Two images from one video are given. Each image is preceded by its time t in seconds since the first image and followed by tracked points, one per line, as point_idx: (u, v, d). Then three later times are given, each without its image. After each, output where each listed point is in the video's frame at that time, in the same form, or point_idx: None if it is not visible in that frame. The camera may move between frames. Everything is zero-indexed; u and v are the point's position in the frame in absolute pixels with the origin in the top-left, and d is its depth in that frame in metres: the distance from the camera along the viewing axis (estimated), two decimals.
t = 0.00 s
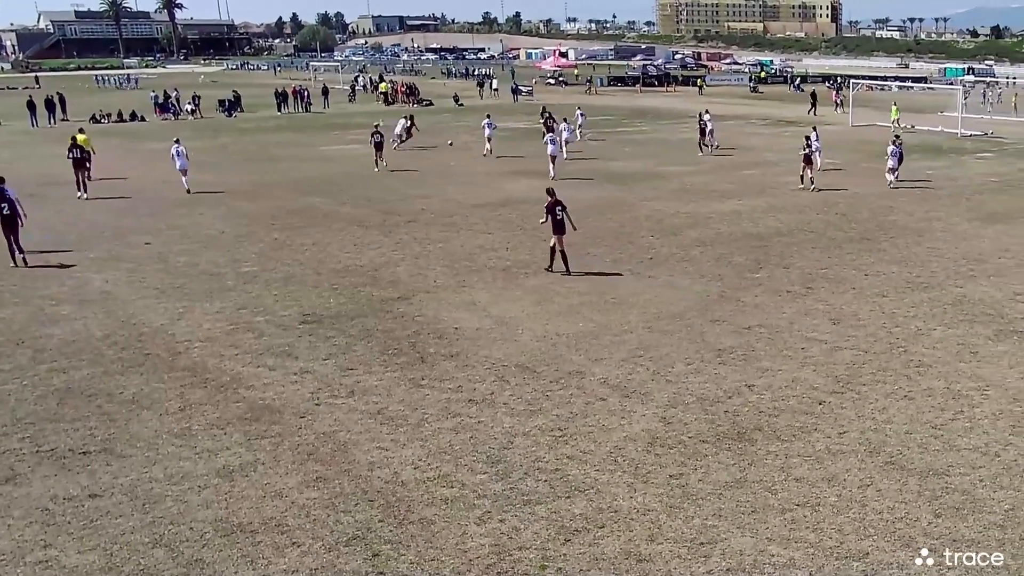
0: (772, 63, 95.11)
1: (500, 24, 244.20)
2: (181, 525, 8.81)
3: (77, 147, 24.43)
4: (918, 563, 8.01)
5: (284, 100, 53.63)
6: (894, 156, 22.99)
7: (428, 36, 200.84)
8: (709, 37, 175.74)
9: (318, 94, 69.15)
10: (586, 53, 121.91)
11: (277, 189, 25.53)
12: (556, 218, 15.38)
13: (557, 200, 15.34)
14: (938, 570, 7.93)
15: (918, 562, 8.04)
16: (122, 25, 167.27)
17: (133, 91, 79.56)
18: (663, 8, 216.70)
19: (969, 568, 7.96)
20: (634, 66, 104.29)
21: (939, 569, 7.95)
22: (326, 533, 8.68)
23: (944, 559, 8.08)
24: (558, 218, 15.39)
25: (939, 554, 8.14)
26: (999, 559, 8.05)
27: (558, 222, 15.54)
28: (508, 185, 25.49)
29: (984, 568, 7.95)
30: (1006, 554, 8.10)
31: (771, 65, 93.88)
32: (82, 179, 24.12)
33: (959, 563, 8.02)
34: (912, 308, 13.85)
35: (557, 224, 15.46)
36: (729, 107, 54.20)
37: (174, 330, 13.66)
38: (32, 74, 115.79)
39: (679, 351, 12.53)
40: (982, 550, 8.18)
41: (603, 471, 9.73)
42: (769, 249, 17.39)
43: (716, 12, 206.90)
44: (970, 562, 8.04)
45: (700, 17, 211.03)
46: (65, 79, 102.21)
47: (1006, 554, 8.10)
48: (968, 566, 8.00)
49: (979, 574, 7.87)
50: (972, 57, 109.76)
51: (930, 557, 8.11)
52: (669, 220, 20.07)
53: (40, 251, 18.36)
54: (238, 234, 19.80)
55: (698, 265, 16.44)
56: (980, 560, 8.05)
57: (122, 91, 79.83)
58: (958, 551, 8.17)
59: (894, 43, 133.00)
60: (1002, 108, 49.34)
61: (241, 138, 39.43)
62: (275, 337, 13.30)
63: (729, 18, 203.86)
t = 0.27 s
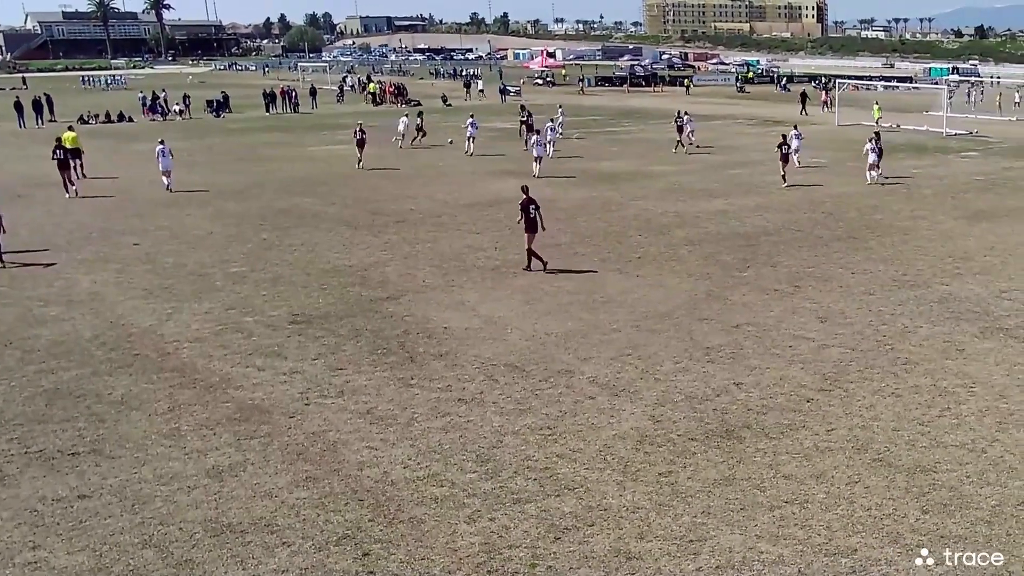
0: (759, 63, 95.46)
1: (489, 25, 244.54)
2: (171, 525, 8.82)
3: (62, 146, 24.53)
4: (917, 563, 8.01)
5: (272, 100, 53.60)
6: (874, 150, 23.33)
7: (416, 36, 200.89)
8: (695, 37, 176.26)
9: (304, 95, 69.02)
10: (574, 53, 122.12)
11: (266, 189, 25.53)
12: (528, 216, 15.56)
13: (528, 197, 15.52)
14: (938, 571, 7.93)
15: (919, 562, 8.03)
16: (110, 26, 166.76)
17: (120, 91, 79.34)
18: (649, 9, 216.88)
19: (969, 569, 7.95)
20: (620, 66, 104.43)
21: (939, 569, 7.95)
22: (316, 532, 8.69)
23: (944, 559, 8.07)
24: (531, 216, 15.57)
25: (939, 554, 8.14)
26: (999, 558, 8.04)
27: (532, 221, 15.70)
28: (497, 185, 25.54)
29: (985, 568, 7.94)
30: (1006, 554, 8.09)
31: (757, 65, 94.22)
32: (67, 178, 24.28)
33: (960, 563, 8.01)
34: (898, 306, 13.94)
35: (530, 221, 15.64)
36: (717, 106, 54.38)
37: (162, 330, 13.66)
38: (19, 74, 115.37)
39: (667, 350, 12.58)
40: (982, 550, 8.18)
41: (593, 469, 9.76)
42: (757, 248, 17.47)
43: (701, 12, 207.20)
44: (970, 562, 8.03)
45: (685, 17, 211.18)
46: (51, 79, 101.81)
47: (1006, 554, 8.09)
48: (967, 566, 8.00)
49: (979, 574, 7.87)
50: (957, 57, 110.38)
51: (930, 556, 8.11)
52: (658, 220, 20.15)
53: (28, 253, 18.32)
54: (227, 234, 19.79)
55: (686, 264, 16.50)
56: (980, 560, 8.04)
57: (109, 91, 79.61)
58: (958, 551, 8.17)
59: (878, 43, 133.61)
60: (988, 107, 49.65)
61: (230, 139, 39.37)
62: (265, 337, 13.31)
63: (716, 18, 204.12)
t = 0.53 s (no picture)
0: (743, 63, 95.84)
1: (475, 25, 244.78)
2: (158, 526, 8.81)
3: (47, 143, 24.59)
4: (917, 563, 8.00)
5: (259, 100, 53.54)
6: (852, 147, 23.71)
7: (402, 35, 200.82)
8: (680, 36, 176.83)
9: (291, 95, 68.93)
10: (560, 53, 122.35)
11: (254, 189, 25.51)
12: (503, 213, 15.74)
13: (504, 195, 15.66)
14: (938, 571, 7.91)
15: (919, 562, 8.02)
16: (96, 26, 166.14)
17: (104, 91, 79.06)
18: (635, 9, 217.09)
19: (969, 569, 7.94)
20: (606, 65, 104.56)
21: (940, 569, 7.94)
22: (304, 532, 8.70)
23: (944, 560, 8.06)
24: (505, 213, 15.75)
25: (938, 554, 8.13)
26: (1000, 559, 8.03)
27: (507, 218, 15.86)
28: (484, 184, 25.58)
29: (985, 568, 7.92)
30: (1006, 553, 8.08)
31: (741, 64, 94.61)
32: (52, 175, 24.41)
33: (960, 563, 8.00)
34: (883, 304, 14.03)
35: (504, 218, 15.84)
36: (703, 106, 54.57)
37: (150, 330, 13.65)
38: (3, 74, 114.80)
39: (654, 348, 12.63)
40: (982, 550, 8.17)
41: (580, 468, 9.80)
42: (743, 247, 17.55)
43: (686, 12, 207.45)
44: (971, 562, 8.01)
45: (670, 18, 211.14)
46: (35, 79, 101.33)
47: (1007, 554, 8.08)
48: (968, 566, 7.98)
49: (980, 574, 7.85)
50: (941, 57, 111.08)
51: (930, 557, 8.10)
52: (645, 218, 20.22)
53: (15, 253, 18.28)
54: (214, 234, 19.77)
55: (673, 263, 16.57)
56: (981, 561, 8.03)
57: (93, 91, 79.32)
58: (958, 551, 8.16)
59: (864, 43, 134.32)
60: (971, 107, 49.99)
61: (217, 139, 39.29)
62: (252, 337, 13.31)
63: (701, 18, 204.39)
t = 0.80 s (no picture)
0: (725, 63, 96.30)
1: (460, 27, 245.05)
2: (144, 528, 8.80)
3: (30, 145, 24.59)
4: (917, 563, 7.99)
5: (243, 102, 53.48)
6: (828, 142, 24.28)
7: (387, 37, 200.78)
8: (664, 37, 177.64)
9: (275, 96, 68.85)
10: (544, 54, 122.58)
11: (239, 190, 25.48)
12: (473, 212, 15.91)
13: (476, 194, 15.87)
14: (939, 571, 7.89)
15: (918, 561, 8.01)
16: (79, 28, 165.44)
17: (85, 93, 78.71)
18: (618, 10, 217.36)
19: (969, 569, 7.92)
20: (588, 65, 104.62)
21: (938, 569, 7.92)
22: (290, 533, 8.71)
23: (943, 559, 8.05)
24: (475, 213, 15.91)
25: (938, 554, 8.11)
26: (999, 558, 8.02)
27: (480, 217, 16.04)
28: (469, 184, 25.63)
29: (984, 568, 7.90)
30: (1005, 553, 8.07)
31: (723, 65, 95.10)
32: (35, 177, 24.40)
33: (959, 563, 7.98)
34: (866, 302, 14.12)
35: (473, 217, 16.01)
36: (687, 105, 54.80)
37: (135, 332, 13.63)
38: None
39: (639, 347, 12.69)
40: (981, 550, 8.15)
41: (566, 466, 9.84)
42: (726, 245, 17.65)
43: (669, 13, 207.65)
44: (970, 561, 8.00)
45: (652, 19, 211.05)
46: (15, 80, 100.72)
47: (1006, 554, 8.06)
48: (967, 566, 7.97)
49: (979, 574, 7.83)
50: (922, 57, 111.91)
51: (930, 556, 8.09)
52: (629, 218, 20.29)
53: None
54: (199, 236, 19.75)
55: (658, 262, 16.65)
56: (980, 560, 8.01)
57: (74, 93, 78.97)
58: (958, 551, 8.14)
59: (846, 44, 135.14)
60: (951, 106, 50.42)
61: (202, 141, 39.19)
62: (237, 338, 13.31)
63: (683, 19, 204.65)
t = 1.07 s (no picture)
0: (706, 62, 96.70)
1: (444, 27, 245.20)
2: (129, 528, 8.78)
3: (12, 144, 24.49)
4: (918, 564, 7.96)
5: (227, 101, 53.34)
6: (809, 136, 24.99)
7: (371, 36, 200.53)
8: (647, 37, 178.36)
9: (258, 95, 68.65)
10: (527, 53, 122.69)
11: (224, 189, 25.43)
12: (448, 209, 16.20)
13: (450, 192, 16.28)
14: (938, 571, 7.86)
15: (918, 561, 7.99)
16: (61, 28, 164.44)
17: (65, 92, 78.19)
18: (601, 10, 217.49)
19: (970, 569, 7.89)
20: (571, 64, 104.58)
21: (939, 569, 7.89)
22: (276, 532, 8.71)
23: (944, 560, 8.01)
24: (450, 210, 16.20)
25: (938, 554, 8.08)
26: (999, 559, 7.99)
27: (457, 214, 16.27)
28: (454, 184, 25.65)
29: (985, 568, 7.88)
30: (1005, 553, 8.04)
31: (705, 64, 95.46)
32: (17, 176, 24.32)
33: (960, 563, 7.96)
34: (848, 299, 14.22)
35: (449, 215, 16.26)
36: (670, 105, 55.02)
37: (119, 331, 13.59)
38: None
39: (624, 345, 12.74)
40: (981, 550, 8.12)
41: (552, 464, 9.87)
42: (709, 244, 17.73)
43: (651, 13, 207.78)
44: (970, 562, 7.97)
45: (635, 19, 210.78)
46: None
47: (1006, 554, 8.04)
48: (968, 566, 7.94)
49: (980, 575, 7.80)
50: (903, 57, 112.72)
51: (930, 556, 8.06)
52: (614, 217, 20.34)
53: None
54: (183, 235, 19.70)
55: (642, 260, 16.71)
56: (980, 561, 7.98)
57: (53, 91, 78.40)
58: (958, 551, 8.11)
59: (829, 44, 135.96)
60: (930, 105, 50.85)
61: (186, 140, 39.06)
62: (221, 337, 13.29)
63: (666, 18, 204.83)
